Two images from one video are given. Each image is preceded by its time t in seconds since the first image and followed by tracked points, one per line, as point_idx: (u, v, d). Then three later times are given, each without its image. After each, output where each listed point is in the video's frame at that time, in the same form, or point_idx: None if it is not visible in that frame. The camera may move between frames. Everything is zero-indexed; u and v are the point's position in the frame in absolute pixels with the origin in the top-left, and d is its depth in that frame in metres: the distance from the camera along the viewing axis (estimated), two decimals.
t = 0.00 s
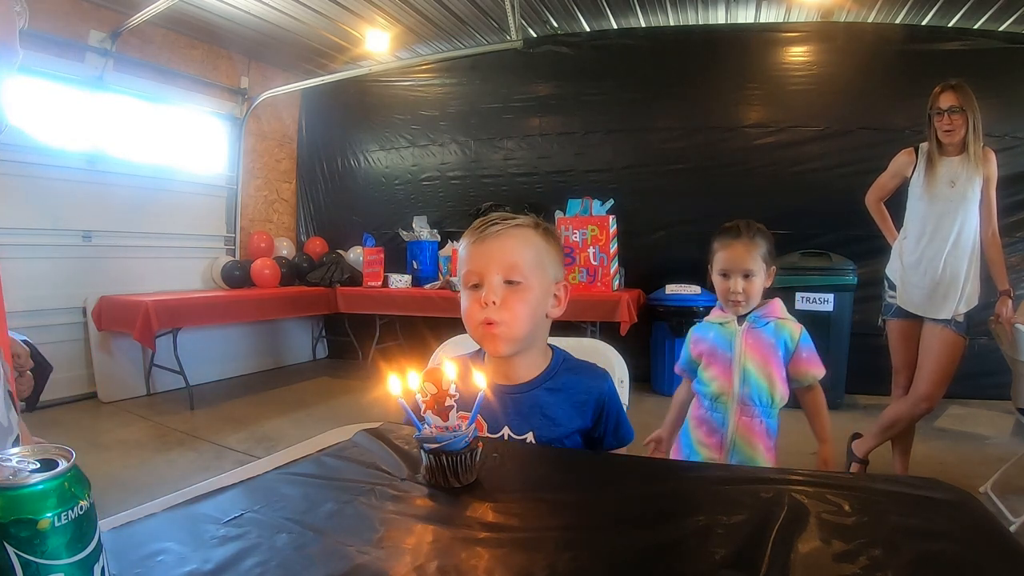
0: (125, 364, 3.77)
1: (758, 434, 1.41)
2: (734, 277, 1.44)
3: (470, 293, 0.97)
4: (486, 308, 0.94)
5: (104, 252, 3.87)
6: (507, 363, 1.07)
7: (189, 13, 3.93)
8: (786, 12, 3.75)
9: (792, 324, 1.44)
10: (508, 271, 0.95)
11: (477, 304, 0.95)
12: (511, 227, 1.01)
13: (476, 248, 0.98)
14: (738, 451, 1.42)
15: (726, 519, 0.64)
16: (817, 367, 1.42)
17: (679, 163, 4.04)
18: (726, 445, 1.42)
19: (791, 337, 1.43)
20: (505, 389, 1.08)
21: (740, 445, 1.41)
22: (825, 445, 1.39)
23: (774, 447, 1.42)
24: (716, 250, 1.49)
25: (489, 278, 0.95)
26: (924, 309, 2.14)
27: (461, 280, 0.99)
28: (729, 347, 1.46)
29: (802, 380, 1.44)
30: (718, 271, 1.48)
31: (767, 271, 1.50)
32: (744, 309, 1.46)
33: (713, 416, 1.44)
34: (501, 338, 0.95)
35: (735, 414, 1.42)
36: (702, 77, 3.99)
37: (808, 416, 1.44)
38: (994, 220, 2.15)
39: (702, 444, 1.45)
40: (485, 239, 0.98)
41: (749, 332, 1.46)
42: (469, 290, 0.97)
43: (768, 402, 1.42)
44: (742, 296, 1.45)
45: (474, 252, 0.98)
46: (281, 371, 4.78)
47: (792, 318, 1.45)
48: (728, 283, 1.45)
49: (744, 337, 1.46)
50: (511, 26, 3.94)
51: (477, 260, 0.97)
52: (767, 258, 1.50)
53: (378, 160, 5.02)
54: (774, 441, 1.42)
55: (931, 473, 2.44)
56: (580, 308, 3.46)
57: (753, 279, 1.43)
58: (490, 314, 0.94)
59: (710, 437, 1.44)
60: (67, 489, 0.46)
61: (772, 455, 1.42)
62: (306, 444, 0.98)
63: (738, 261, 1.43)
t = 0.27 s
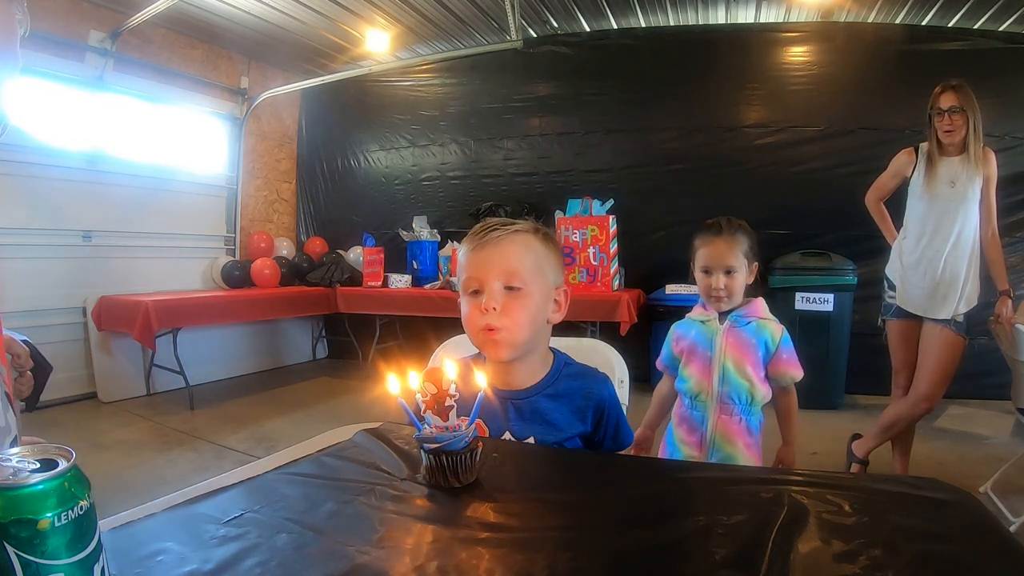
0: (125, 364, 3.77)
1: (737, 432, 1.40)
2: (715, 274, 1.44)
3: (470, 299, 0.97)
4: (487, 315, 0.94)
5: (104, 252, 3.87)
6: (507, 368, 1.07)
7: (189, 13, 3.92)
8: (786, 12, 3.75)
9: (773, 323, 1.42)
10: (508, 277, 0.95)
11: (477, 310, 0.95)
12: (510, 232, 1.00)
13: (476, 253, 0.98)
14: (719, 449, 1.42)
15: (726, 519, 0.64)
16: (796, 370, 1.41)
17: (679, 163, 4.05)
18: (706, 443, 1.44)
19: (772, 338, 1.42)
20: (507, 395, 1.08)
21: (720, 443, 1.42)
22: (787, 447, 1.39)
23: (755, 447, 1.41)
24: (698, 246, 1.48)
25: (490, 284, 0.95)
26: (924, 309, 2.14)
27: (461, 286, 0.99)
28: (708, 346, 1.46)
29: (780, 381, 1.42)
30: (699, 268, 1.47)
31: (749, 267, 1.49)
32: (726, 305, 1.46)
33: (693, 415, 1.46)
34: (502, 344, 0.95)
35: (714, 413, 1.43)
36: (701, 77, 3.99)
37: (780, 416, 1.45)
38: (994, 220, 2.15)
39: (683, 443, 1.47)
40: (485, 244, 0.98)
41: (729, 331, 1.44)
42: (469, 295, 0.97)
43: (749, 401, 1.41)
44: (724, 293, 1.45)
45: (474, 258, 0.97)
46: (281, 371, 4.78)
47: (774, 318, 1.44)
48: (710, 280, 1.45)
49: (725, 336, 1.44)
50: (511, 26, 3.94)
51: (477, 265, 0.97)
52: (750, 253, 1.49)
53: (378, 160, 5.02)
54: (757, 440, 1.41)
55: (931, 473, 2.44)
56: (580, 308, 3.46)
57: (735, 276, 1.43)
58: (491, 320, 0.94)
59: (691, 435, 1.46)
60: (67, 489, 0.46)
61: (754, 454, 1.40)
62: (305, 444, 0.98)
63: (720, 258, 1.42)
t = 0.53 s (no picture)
0: (125, 364, 3.77)
1: (731, 434, 1.40)
2: (709, 276, 1.44)
3: (474, 300, 0.96)
4: (492, 316, 0.93)
5: (104, 252, 3.87)
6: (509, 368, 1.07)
7: (189, 13, 3.92)
8: (786, 12, 3.75)
9: (765, 326, 1.42)
10: (512, 278, 0.95)
11: (482, 312, 0.94)
12: (513, 233, 1.00)
13: (480, 254, 0.97)
14: (713, 450, 1.42)
15: (726, 519, 0.64)
16: (789, 371, 1.41)
17: (679, 163, 4.05)
18: (700, 445, 1.43)
19: (764, 340, 1.41)
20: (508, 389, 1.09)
21: (713, 444, 1.41)
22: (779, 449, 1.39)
23: (750, 447, 1.41)
24: (691, 250, 1.49)
25: (494, 286, 0.94)
26: (923, 309, 2.14)
27: (465, 287, 0.98)
28: (701, 348, 1.46)
29: (773, 383, 1.42)
30: (693, 271, 1.47)
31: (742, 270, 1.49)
32: (720, 307, 1.46)
33: (687, 416, 1.45)
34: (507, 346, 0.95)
35: (707, 414, 1.42)
36: (701, 77, 3.99)
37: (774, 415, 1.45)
38: (994, 221, 2.15)
39: (678, 444, 1.46)
40: (488, 245, 0.97)
41: (721, 334, 1.44)
42: (473, 296, 0.96)
43: (742, 403, 1.40)
44: (717, 295, 1.45)
45: (478, 259, 0.97)
46: (281, 371, 4.78)
47: (766, 320, 1.44)
48: (704, 282, 1.45)
49: (717, 339, 1.44)
50: (511, 26, 3.94)
51: (481, 266, 0.96)
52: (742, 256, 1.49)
53: (378, 160, 5.03)
54: (751, 440, 1.41)
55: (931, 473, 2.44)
56: (580, 308, 3.46)
57: (729, 278, 1.43)
58: (496, 322, 0.93)
59: (685, 437, 1.45)
60: (67, 489, 0.46)
61: (749, 454, 1.41)
62: (305, 444, 0.99)
63: (713, 260, 1.42)
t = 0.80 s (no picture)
0: (125, 364, 3.77)
1: (734, 432, 1.40)
2: (709, 276, 1.44)
3: (483, 293, 0.96)
4: (501, 309, 0.94)
5: (104, 252, 3.87)
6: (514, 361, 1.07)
7: (189, 13, 3.92)
8: (786, 12, 3.75)
9: (766, 325, 1.43)
10: (521, 273, 0.95)
11: (491, 304, 0.94)
12: (522, 228, 1.00)
13: (489, 248, 0.97)
14: (716, 449, 1.42)
15: (726, 520, 0.64)
16: (791, 369, 1.41)
17: (679, 163, 4.05)
18: (703, 444, 1.43)
19: (765, 338, 1.42)
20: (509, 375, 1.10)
21: (716, 444, 1.41)
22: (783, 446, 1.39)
23: (753, 445, 1.41)
24: (690, 249, 1.48)
25: (504, 279, 0.94)
26: (924, 309, 2.14)
27: (473, 280, 0.98)
28: (702, 348, 1.46)
29: (775, 381, 1.42)
30: (692, 270, 1.47)
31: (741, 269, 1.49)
32: (719, 307, 1.46)
33: (689, 416, 1.45)
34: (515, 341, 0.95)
35: (710, 414, 1.43)
36: (701, 77, 3.99)
37: (777, 415, 1.44)
38: (994, 221, 2.15)
39: (681, 444, 1.46)
40: (498, 239, 0.97)
41: (722, 333, 1.45)
42: (482, 290, 0.96)
43: (744, 401, 1.41)
44: (717, 294, 1.44)
45: (487, 253, 0.97)
46: (281, 371, 4.78)
47: (766, 318, 1.44)
48: (704, 282, 1.44)
49: (718, 339, 1.45)
50: (511, 26, 3.94)
51: (491, 260, 0.96)
52: (741, 255, 1.49)
53: (378, 160, 5.03)
54: (754, 438, 1.41)
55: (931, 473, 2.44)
56: (580, 308, 3.47)
57: (728, 277, 1.43)
58: (505, 315, 0.93)
59: (688, 438, 1.45)
60: (67, 489, 0.46)
61: (752, 453, 1.41)
62: (306, 444, 0.99)
63: (712, 259, 1.42)
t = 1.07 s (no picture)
0: (125, 364, 3.77)
1: (741, 431, 1.40)
2: (714, 274, 1.45)
3: (487, 293, 0.96)
4: (506, 310, 0.93)
5: (104, 252, 3.87)
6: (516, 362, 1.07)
7: (189, 13, 3.92)
8: (786, 12, 3.75)
9: (772, 323, 1.43)
10: (526, 274, 0.95)
11: (496, 305, 0.94)
12: (526, 229, 1.00)
13: (495, 249, 0.97)
14: (723, 448, 1.41)
15: (726, 520, 0.64)
16: (796, 368, 1.41)
17: (679, 163, 4.05)
18: (710, 444, 1.42)
19: (771, 336, 1.42)
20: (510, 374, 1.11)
21: (723, 443, 1.41)
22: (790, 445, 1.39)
23: (759, 445, 1.40)
24: (696, 249, 1.50)
25: (508, 280, 0.94)
26: (924, 309, 2.14)
27: (478, 281, 0.98)
28: (709, 346, 1.46)
29: (780, 379, 1.42)
30: (698, 270, 1.48)
31: (746, 268, 1.50)
32: (725, 305, 1.46)
33: (696, 416, 1.44)
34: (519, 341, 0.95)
35: (717, 413, 1.42)
36: (701, 77, 3.99)
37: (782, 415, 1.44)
38: (993, 221, 2.16)
39: (687, 444, 1.45)
40: (503, 241, 0.97)
41: (729, 331, 1.45)
42: (486, 290, 0.96)
43: (751, 400, 1.40)
44: (723, 292, 1.45)
45: (492, 253, 0.96)
46: (281, 371, 4.78)
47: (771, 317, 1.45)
48: (709, 280, 1.45)
49: (725, 337, 1.45)
50: (511, 26, 3.94)
51: (497, 260, 0.96)
52: (747, 254, 1.50)
53: (378, 160, 5.03)
54: (761, 437, 1.40)
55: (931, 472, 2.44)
56: (580, 308, 3.47)
57: (733, 275, 1.44)
58: (510, 315, 0.93)
59: (694, 437, 1.45)
60: (67, 489, 0.46)
61: (758, 452, 1.40)
62: (306, 444, 0.99)
63: (718, 258, 1.43)
